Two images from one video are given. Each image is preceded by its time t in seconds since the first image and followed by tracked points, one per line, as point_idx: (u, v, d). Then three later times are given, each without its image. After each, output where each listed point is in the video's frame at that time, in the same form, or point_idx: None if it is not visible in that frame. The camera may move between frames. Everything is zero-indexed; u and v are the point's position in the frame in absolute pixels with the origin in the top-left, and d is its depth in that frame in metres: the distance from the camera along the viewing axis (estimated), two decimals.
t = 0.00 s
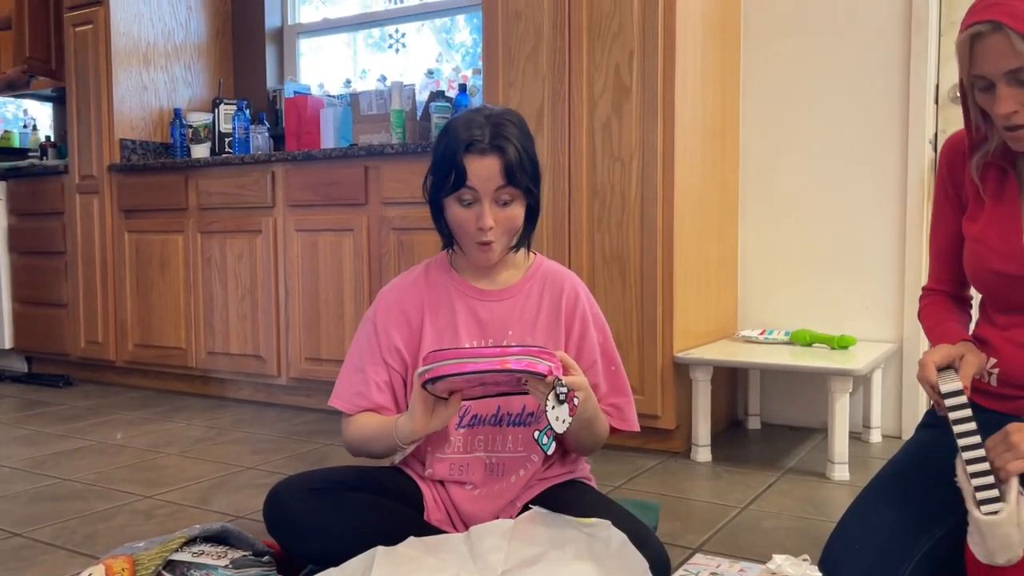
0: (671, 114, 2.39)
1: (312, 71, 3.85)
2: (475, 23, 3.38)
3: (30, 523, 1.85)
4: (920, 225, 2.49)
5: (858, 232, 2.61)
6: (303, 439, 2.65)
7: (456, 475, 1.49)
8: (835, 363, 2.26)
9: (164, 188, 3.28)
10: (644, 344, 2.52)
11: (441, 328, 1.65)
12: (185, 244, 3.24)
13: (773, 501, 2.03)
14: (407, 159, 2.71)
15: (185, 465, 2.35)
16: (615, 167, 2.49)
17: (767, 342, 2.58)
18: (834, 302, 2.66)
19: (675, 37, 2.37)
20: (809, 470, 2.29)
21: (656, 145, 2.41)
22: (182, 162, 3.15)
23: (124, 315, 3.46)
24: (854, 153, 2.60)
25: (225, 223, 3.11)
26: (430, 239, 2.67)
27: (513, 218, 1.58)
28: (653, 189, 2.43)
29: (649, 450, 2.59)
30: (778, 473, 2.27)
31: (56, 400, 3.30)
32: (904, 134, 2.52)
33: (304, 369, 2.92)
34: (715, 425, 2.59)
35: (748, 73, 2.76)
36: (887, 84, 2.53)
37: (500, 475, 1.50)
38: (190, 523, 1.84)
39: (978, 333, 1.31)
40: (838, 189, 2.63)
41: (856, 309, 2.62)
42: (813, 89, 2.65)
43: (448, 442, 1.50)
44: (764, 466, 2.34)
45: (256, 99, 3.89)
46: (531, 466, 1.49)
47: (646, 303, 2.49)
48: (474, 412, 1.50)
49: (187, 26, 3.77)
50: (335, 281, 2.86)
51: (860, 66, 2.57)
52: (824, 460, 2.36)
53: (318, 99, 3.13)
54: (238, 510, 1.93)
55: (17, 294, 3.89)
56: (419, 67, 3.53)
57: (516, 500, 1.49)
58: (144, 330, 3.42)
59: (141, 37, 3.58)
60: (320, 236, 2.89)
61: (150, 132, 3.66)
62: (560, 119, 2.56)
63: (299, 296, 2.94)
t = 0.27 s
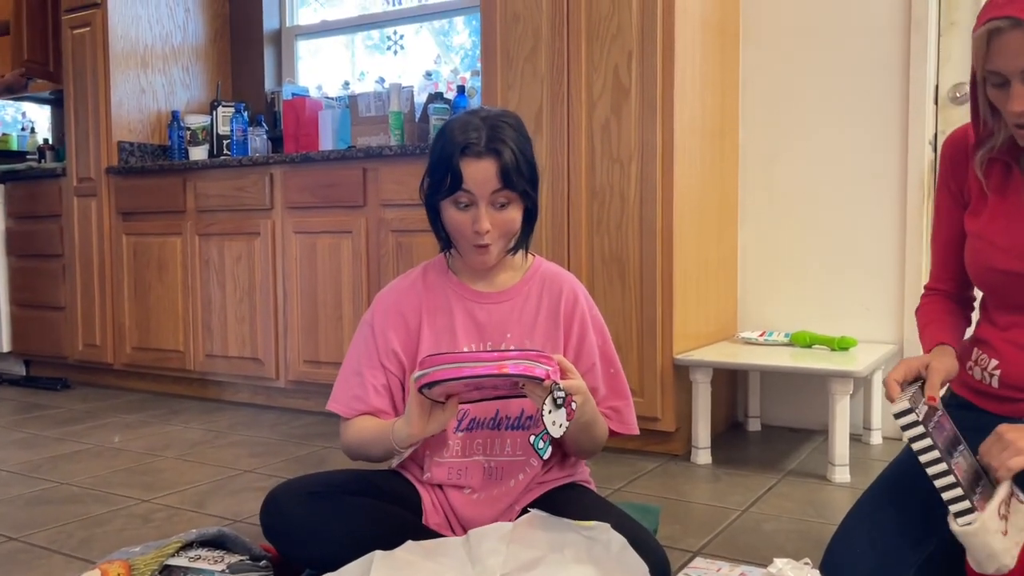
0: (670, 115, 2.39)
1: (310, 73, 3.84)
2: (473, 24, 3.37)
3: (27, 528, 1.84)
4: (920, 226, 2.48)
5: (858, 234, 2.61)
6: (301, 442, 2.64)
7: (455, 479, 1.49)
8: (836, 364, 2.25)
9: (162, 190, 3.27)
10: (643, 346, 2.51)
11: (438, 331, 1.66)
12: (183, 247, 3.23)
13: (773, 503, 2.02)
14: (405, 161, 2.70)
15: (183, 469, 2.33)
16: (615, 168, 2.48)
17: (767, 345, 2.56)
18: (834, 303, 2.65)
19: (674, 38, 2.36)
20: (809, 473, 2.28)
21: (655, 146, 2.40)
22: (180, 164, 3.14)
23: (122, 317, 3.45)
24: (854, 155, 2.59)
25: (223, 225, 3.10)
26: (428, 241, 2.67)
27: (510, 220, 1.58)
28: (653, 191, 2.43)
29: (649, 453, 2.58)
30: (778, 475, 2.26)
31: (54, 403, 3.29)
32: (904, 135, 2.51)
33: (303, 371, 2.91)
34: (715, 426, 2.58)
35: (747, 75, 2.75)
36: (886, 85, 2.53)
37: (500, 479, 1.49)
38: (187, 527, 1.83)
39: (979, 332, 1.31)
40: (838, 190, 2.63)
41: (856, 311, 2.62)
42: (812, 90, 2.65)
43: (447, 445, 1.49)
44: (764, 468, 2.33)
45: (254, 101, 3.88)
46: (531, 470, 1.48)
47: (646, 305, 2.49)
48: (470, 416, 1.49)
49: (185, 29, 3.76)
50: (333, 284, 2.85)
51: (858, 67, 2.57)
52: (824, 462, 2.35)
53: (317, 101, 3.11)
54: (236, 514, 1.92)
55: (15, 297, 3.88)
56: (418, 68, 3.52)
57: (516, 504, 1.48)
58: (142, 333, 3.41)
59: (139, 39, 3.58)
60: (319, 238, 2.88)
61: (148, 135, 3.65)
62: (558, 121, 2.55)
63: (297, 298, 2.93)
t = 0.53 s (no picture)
0: (680, 117, 2.38)
1: (317, 77, 3.84)
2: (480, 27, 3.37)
3: (39, 534, 1.84)
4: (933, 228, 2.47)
5: (870, 235, 2.59)
6: (312, 447, 2.64)
7: (470, 483, 1.48)
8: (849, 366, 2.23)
9: (170, 195, 3.27)
10: (655, 348, 2.51)
11: (452, 334, 1.62)
12: (191, 252, 3.23)
13: (788, 506, 2.01)
14: (413, 165, 2.70)
15: (193, 474, 2.33)
16: (625, 169, 2.48)
17: (779, 347, 2.54)
18: (846, 305, 2.63)
19: (684, 39, 2.36)
20: (823, 475, 2.26)
21: (666, 147, 2.40)
22: (188, 169, 3.14)
23: (130, 323, 3.45)
24: (866, 156, 2.58)
25: (231, 230, 3.09)
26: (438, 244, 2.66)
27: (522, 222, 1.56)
28: (663, 193, 2.42)
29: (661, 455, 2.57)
30: (792, 478, 2.24)
31: (62, 409, 3.29)
32: (916, 136, 2.50)
33: (312, 376, 2.90)
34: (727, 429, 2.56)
35: (757, 77, 2.74)
36: (897, 86, 2.52)
37: (516, 483, 1.48)
38: (199, 533, 1.82)
39: (995, 330, 1.30)
40: (850, 192, 2.61)
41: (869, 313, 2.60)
42: (823, 91, 2.63)
43: (461, 450, 1.48)
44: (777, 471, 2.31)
45: (260, 106, 3.88)
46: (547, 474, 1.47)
47: (657, 307, 2.48)
48: (485, 421, 1.47)
49: (193, 34, 3.76)
50: (342, 287, 2.84)
51: (870, 67, 2.56)
52: (837, 464, 2.33)
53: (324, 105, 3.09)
54: (248, 519, 1.91)
55: (23, 303, 3.88)
56: (424, 71, 3.51)
57: (532, 509, 1.47)
58: (150, 338, 3.40)
59: (146, 45, 3.58)
60: (327, 242, 2.87)
61: (155, 140, 3.65)
62: (568, 123, 2.55)
63: (306, 302, 2.92)
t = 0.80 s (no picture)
0: (725, 103, 2.20)
1: (328, 65, 3.65)
2: (502, 10, 3.18)
3: (38, 550, 1.67)
4: (1000, 220, 2.28)
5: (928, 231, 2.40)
6: (326, 458, 2.47)
7: (503, 495, 1.30)
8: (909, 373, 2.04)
9: (173, 189, 3.09)
10: (697, 352, 2.31)
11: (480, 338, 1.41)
12: (196, 250, 3.05)
13: (849, 525, 1.84)
14: (434, 156, 2.52)
15: (200, 486, 2.16)
16: (665, 159, 2.28)
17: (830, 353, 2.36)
18: (902, 308, 2.45)
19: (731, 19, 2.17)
20: (881, 491, 2.08)
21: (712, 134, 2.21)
22: (194, 163, 2.97)
23: (132, 325, 3.27)
24: (925, 146, 2.39)
25: (239, 227, 2.91)
26: (461, 242, 2.48)
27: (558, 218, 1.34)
28: (706, 185, 2.24)
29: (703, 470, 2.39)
30: (848, 494, 2.06)
31: (59, 417, 3.11)
32: (979, 123, 2.31)
33: (326, 382, 2.72)
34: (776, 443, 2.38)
35: (806, 62, 2.55)
36: (959, 70, 2.33)
37: (555, 494, 1.29)
38: (214, 549, 1.64)
39: None
40: (906, 185, 2.42)
41: (926, 315, 2.42)
42: (877, 77, 2.44)
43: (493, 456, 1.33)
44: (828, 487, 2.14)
45: (268, 96, 3.70)
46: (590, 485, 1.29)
47: (699, 309, 2.29)
48: (520, 428, 1.29)
49: (195, 18, 3.58)
50: (357, 287, 2.66)
51: (929, 51, 2.37)
52: (894, 479, 2.16)
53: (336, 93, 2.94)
54: (262, 533, 1.73)
55: (19, 304, 3.70)
56: (442, 58, 3.33)
57: (571, 523, 1.29)
58: (153, 342, 3.23)
59: (146, 30, 3.39)
60: (342, 239, 2.69)
61: (157, 130, 3.46)
62: (602, 112, 2.36)
63: (319, 303, 2.74)
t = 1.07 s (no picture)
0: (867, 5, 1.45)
1: None
2: None
3: None
4: None
5: None
6: (250, 532, 1.67)
7: None
8: None
9: (20, 132, 2.14)
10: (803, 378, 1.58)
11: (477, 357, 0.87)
12: (54, 223, 2.11)
13: None
14: (411, 84, 1.71)
15: None
16: (753, 94, 1.59)
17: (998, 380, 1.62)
18: None
19: None
20: None
21: (823, 57, 1.54)
22: (49, 89, 2.05)
23: None
24: None
25: (116, 185, 2.01)
26: (451, 210, 1.69)
27: (594, 176, 0.81)
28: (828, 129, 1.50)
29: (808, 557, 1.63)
30: None
31: None
32: None
33: (247, 420, 1.89)
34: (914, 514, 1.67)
35: None
36: None
37: None
38: None
39: None
40: None
41: None
42: None
43: (502, 538, 0.84)
44: None
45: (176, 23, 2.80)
46: None
47: (804, 311, 1.57)
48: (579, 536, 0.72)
49: None
50: (294, 278, 1.84)
51: None
52: None
53: None
54: None
55: None
56: None
57: None
58: None
59: None
60: (273, 207, 1.85)
61: None
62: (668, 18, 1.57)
63: (237, 301, 1.90)
